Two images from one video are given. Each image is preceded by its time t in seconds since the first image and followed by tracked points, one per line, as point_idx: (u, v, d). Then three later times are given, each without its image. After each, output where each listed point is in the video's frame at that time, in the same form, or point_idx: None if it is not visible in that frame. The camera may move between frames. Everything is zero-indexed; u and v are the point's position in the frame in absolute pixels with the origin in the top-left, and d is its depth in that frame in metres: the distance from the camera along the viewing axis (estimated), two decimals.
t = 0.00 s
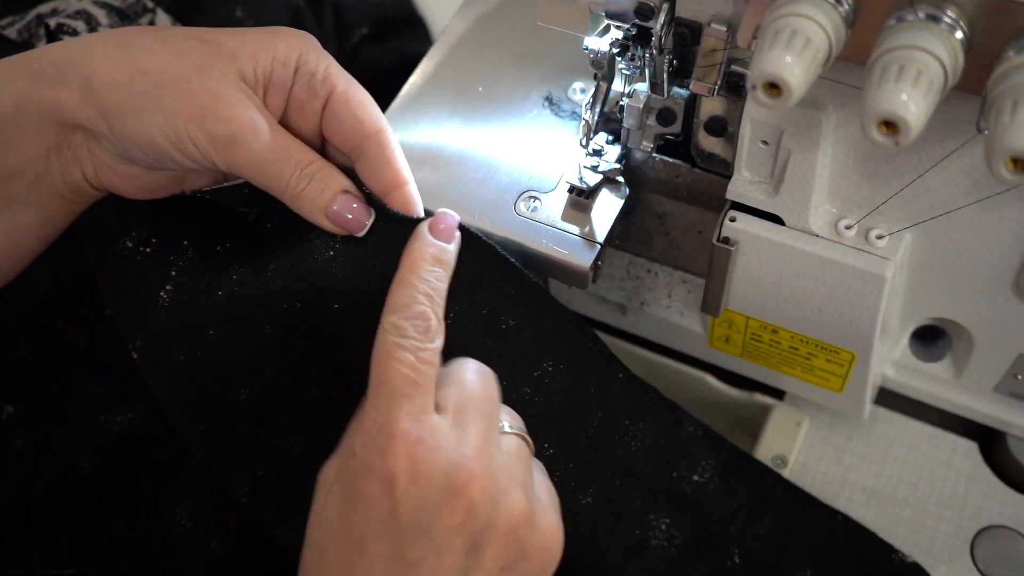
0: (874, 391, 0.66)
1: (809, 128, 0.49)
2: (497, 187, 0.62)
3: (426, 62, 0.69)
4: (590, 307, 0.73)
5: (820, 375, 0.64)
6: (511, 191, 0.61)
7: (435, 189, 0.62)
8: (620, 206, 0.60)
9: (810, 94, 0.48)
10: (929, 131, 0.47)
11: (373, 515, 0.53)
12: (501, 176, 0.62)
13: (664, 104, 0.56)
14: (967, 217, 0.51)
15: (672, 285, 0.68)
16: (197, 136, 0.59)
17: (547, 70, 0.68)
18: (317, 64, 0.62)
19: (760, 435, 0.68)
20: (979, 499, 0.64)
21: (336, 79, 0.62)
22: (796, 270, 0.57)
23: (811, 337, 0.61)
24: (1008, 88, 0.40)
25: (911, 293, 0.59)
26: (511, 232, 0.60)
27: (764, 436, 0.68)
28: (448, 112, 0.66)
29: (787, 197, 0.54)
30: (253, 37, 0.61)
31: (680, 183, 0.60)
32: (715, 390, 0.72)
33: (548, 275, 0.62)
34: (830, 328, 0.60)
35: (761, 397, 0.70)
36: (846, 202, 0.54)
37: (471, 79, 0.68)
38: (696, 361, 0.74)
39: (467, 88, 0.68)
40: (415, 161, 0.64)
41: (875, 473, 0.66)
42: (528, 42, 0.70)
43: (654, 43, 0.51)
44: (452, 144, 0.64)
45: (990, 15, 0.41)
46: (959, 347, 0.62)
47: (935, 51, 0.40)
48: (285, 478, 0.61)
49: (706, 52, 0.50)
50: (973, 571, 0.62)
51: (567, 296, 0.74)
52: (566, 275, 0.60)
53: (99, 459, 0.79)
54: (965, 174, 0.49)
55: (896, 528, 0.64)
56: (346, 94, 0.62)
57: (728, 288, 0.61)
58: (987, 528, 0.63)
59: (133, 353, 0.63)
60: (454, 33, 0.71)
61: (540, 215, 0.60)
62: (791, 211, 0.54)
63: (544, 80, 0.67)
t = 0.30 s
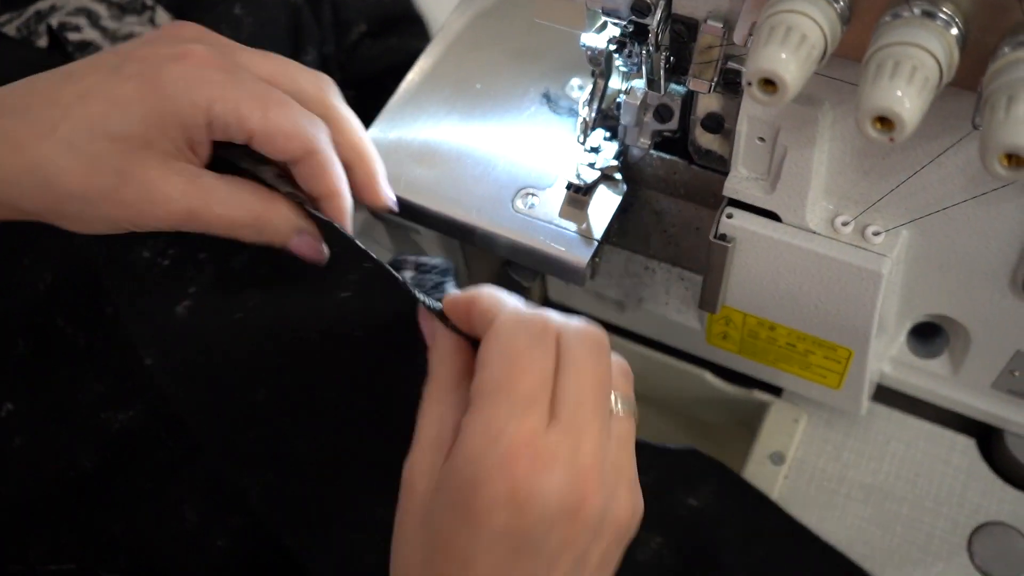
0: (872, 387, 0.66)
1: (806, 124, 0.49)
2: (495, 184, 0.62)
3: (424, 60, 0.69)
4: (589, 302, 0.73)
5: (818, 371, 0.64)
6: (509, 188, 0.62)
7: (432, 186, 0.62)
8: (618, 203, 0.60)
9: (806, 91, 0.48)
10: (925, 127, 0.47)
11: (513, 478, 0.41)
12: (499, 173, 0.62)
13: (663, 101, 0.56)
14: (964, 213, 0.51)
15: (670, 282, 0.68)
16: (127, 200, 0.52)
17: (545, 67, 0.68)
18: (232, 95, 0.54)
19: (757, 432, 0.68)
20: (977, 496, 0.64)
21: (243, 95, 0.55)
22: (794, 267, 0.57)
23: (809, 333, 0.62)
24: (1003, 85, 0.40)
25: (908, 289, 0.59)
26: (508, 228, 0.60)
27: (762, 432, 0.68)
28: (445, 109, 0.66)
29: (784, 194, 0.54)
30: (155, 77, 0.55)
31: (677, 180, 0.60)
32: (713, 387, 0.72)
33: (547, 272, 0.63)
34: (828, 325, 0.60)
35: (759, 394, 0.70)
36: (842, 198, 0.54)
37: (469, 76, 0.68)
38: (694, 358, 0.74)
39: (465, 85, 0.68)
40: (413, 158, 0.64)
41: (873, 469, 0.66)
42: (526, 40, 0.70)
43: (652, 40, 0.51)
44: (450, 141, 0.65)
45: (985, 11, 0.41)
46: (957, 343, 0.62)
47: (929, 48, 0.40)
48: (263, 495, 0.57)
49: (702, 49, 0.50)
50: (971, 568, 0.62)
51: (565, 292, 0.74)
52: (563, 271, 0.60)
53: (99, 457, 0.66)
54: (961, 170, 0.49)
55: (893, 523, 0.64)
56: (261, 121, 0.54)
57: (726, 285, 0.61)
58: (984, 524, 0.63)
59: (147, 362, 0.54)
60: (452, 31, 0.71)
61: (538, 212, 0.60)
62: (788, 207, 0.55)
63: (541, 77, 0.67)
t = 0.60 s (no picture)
0: (867, 387, 0.66)
1: (799, 125, 0.50)
2: (491, 185, 0.62)
3: (420, 62, 0.70)
4: (586, 303, 0.73)
5: (813, 371, 0.65)
6: (504, 188, 0.62)
7: (428, 187, 0.63)
8: (613, 203, 0.60)
9: (800, 91, 0.49)
10: (917, 127, 0.48)
11: (388, 553, 0.44)
12: (495, 174, 0.63)
13: (657, 102, 0.56)
14: (956, 213, 0.51)
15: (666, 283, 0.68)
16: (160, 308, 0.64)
17: (542, 69, 0.68)
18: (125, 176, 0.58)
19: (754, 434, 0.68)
20: (972, 496, 0.64)
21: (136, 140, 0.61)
22: (788, 268, 0.57)
23: (804, 334, 0.62)
24: (994, 85, 0.40)
25: (903, 288, 0.59)
26: (503, 228, 0.60)
27: (760, 431, 0.68)
28: (442, 111, 0.67)
29: (778, 195, 0.54)
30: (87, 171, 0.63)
31: (672, 181, 0.60)
32: (708, 387, 0.72)
33: (544, 272, 0.63)
34: (823, 325, 0.60)
35: (755, 395, 0.71)
36: (836, 199, 0.54)
37: (465, 78, 0.68)
38: (690, 359, 0.74)
39: (461, 87, 0.68)
40: (409, 158, 0.64)
41: (868, 469, 0.66)
42: (522, 41, 0.70)
43: (645, 40, 0.51)
44: (446, 142, 0.65)
45: (976, 12, 0.41)
46: (952, 343, 0.63)
47: (920, 48, 0.41)
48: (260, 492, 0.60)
49: (696, 50, 0.50)
50: (966, 567, 0.62)
51: (562, 293, 0.74)
52: (559, 271, 0.60)
53: (99, 458, 0.71)
54: (953, 170, 0.49)
55: (888, 523, 0.64)
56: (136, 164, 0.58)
57: (720, 285, 0.61)
58: (979, 524, 0.63)
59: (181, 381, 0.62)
60: (449, 33, 0.71)
61: (533, 212, 0.60)
62: (781, 207, 0.55)
63: (537, 79, 0.68)
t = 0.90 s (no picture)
0: (863, 388, 0.67)
1: (794, 127, 0.50)
2: (489, 186, 0.63)
3: (419, 64, 0.70)
4: (584, 305, 0.73)
5: (809, 372, 0.65)
6: (503, 189, 0.62)
7: (427, 188, 0.63)
8: (611, 204, 0.60)
9: (794, 93, 0.49)
10: (911, 129, 0.48)
11: (441, 559, 0.45)
12: (493, 175, 0.63)
13: (654, 103, 0.57)
14: (951, 213, 0.52)
15: (662, 283, 0.69)
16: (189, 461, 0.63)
17: (540, 71, 0.68)
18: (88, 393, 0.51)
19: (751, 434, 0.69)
20: (968, 496, 0.65)
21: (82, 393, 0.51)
22: (784, 268, 0.58)
23: (800, 334, 0.62)
24: (986, 86, 0.40)
25: (898, 289, 0.60)
26: (501, 229, 0.60)
27: (758, 431, 0.69)
28: (440, 113, 0.67)
29: (774, 196, 0.55)
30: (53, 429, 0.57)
31: (670, 181, 0.61)
32: (706, 388, 0.72)
33: (541, 273, 0.63)
34: (819, 325, 0.60)
35: (752, 396, 0.71)
36: (832, 200, 0.55)
37: (463, 80, 0.69)
38: (687, 360, 0.74)
39: (460, 89, 0.68)
40: (407, 160, 0.65)
41: (865, 469, 0.67)
42: (520, 44, 0.71)
43: (642, 42, 0.52)
44: (444, 144, 0.65)
45: (969, 14, 0.42)
46: (947, 344, 0.63)
47: (913, 50, 0.41)
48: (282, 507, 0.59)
49: (693, 51, 0.50)
50: (962, 567, 0.62)
51: (561, 294, 0.74)
52: (557, 272, 0.61)
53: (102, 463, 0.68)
54: (948, 171, 0.49)
55: (885, 522, 0.64)
56: (94, 384, 0.51)
57: (717, 286, 0.62)
58: (975, 524, 0.63)
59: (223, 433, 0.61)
60: (447, 36, 0.72)
61: (532, 213, 0.61)
62: (777, 208, 0.55)
63: (535, 81, 0.68)
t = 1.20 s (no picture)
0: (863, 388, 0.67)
1: (792, 128, 0.51)
2: (490, 188, 0.63)
3: (419, 67, 0.70)
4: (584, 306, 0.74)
5: (809, 373, 0.65)
6: (503, 191, 0.62)
7: (427, 190, 0.63)
8: (611, 205, 0.61)
9: (793, 95, 0.49)
10: (910, 131, 0.48)
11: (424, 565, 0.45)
12: (494, 176, 0.63)
13: (654, 105, 0.57)
14: (948, 214, 0.52)
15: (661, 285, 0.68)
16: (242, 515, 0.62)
17: (539, 74, 0.69)
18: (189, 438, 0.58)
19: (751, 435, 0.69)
20: (967, 497, 0.65)
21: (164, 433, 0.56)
22: (783, 269, 0.58)
23: (799, 335, 0.62)
24: (983, 88, 0.41)
25: (897, 290, 0.60)
26: (501, 230, 0.61)
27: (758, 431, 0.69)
28: (441, 115, 0.67)
29: (773, 197, 0.55)
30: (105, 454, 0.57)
31: (670, 183, 0.61)
32: (705, 389, 0.73)
33: (541, 274, 0.64)
34: (818, 326, 0.61)
35: (752, 397, 0.71)
36: (831, 201, 0.55)
37: (464, 82, 0.69)
38: (687, 361, 0.74)
39: (460, 91, 0.69)
40: (407, 162, 0.65)
41: (864, 470, 0.67)
42: (520, 46, 0.71)
43: (642, 44, 0.52)
44: (445, 145, 0.65)
45: (966, 16, 0.42)
46: (946, 345, 0.63)
47: (910, 51, 0.41)
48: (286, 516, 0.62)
49: (692, 53, 0.51)
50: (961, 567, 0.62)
51: (561, 295, 0.75)
52: (557, 273, 0.61)
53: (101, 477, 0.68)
54: (946, 173, 0.50)
55: (885, 523, 0.64)
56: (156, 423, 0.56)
57: (717, 286, 0.62)
58: (974, 524, 0.64)
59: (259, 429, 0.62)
60: (447, 38, 0.72)
61: (532, 215, 0.61)
62: (776, 209, 0.55)
63: (535, 83, 0.68)
